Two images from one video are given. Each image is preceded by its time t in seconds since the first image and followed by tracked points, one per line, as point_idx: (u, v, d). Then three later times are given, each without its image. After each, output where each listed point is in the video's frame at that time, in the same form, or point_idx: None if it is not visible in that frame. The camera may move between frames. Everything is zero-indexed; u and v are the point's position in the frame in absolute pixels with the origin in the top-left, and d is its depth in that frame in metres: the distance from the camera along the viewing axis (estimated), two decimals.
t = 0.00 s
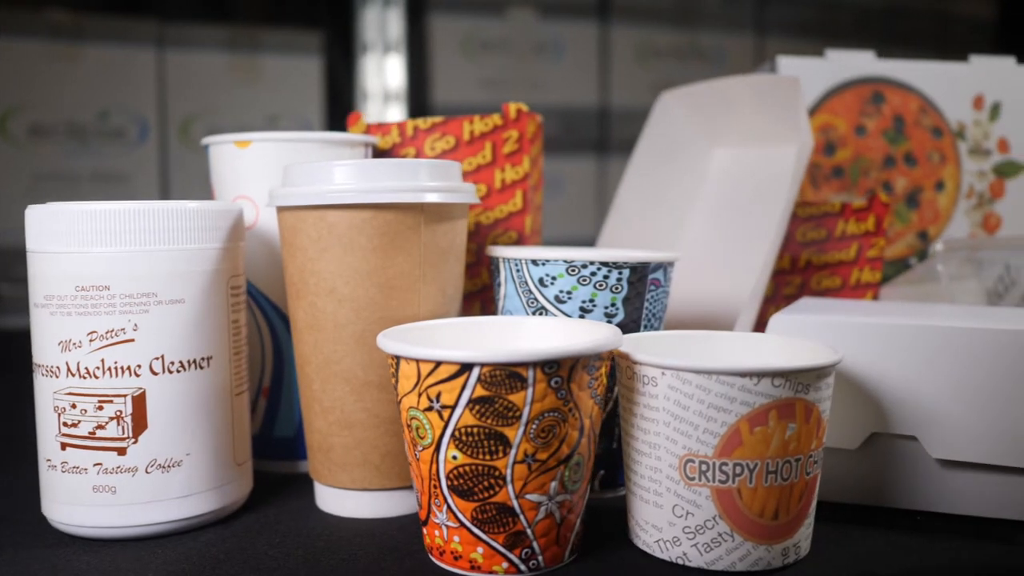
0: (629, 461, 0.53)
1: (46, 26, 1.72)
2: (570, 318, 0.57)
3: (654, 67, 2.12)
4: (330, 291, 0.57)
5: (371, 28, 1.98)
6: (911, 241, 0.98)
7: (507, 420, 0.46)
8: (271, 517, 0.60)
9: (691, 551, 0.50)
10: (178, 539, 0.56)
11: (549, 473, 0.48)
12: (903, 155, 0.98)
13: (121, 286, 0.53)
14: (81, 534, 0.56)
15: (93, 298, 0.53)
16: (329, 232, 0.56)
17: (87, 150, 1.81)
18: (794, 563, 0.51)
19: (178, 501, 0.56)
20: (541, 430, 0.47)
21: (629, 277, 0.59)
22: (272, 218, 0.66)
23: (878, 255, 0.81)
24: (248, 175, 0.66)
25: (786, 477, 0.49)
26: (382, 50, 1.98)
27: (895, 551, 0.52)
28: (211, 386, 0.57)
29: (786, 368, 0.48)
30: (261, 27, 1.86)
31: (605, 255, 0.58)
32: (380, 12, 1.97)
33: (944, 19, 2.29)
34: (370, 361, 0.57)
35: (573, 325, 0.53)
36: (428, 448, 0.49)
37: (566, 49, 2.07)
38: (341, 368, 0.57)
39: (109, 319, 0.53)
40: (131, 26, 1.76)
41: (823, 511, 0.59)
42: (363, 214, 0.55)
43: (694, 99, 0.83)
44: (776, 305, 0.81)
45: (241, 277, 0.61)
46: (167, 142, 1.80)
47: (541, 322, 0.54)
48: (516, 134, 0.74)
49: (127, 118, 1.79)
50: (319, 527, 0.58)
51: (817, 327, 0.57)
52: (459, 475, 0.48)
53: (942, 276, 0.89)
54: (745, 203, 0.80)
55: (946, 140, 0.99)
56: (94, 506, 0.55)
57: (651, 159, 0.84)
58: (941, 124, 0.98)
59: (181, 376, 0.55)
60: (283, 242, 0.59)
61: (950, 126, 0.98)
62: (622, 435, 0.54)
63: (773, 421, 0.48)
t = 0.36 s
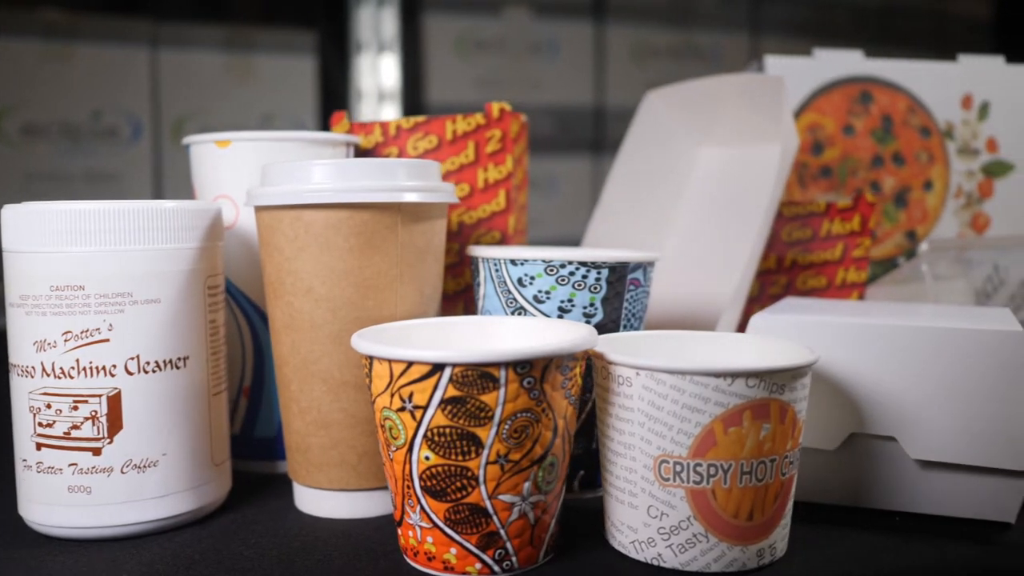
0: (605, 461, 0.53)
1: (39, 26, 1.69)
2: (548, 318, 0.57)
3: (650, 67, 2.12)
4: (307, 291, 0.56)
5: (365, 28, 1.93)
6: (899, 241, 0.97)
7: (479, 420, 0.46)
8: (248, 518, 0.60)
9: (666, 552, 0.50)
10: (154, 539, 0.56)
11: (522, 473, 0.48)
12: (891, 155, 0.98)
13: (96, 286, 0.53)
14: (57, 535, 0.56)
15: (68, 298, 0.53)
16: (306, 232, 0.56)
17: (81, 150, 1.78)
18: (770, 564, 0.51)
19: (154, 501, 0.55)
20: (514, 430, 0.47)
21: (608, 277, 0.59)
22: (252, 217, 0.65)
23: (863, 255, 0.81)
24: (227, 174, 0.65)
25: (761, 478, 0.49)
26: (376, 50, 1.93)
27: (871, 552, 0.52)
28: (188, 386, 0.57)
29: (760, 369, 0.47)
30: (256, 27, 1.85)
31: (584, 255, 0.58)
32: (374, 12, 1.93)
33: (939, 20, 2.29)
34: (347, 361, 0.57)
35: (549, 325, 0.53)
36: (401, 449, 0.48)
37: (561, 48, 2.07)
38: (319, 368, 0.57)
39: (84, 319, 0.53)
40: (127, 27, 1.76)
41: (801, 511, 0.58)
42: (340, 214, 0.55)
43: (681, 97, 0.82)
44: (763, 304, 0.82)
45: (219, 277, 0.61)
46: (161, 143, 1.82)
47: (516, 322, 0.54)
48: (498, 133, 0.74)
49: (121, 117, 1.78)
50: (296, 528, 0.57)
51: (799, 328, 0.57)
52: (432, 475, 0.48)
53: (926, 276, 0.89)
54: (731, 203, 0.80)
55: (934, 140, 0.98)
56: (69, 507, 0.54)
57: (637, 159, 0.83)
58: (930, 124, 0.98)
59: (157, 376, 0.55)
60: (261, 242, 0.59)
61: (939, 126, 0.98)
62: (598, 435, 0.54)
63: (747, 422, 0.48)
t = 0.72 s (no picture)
0: (578, 462, 0.53)
1: (31, 26, 1.70)
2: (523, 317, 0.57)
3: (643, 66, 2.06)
4: (281, 291, 0.56)
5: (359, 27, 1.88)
6: (886, 241, 0.97)
7: (448, 420, 0.46)
8: (223, 518, 0.59)
9: (637, 553, 0.50)
10: (128, 539, 0.56)
11: (492, 474, 0.48)
12: (878, 155, 0.98)
13: (67, 286, 0.53)
14: (30, 535, 0.56)
15: (39, 298, 0.53)
16: (280, 232, 0.56)
17: (72, 150, 1.79)
18: (742, 565, 0.51)
19: (126, 502, 0.55)
20: (483, 431, 0.47)
21: (584, 276, 0.59)
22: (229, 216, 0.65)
23: (847, 254, 0.81)
24: (205, 174, 0.65)
25: (733, 479, 0.49)
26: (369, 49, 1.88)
27: (844, 553, 0.52)
28: (162, 386, 0.57)
29: (731, 369, 0.47)
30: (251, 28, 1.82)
31: (560, 255, 0.58)
32: (368, 11, 1.87)
33: (938, 19, 2.26)
34: (321, 361, 0.57)
35: (522, 325, 0.52)
36: (370, 449, 0.48)
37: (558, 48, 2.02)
38: (293, 368, 0.57)
39: (56, 319, 0.53)
40: (120, 26, 1.74)
41: (777, 513, 0.58)
42: (314, 213, 0.55)
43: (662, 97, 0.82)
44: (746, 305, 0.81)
45: (193, 277, 0.60)
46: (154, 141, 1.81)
47: (490, 321, 0.54)
48: (478, 133, 0.73)
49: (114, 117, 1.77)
50: (270, 528, 0.57)
51: (776, 327, 0.57)
52: (401, 476, 0.47)
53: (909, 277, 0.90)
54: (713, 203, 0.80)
55: (921, 139, 0.98)
56: (42, 507, 0.54)
57: (620, 159, 0.83)
58: (917, 123, 0.98)
59: (130, 376, 0.55)
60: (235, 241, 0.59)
61: (925, 125, 0.98)
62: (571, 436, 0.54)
63: (718, 422, 0.48)
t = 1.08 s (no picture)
0: (548, 462, 0.53)
1: (20, 24, 1.60)
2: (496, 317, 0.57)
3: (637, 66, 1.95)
4: (252, 290, 0.56)
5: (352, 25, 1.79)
6: (872, 240, 0.96)
7: (414, 421, 0.46)
8: (196, 518, 0.59)
9: (606, 554, 0.50)
10: (100, 539, 0.56)
11: (459, 474, 0.47)
12: (863, 154, 0.97)
13: (36, 286, 0.53)
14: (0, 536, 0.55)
15: (8, 298, 0.53)
16: (251, 232, 0.55)
17: (65, 149, 1.70)
18: (712, 566, 0.51)
19: (97, 502, 0.55)
20: (449, 431, 0.46)
21: (558, 276, 0.59)
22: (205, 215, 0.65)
23: (829, 254, 0.80)
24: (180, 172, 0.65)
25: (702, 480, 0.49)
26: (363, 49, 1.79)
27: (816, 555, 0.52)
28: (134, 386, 0.57)
29: (699, 370, 0.47)
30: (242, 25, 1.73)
31: (533, 254, 0.58)
32: (361, 10, 1.77)
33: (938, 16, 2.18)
34: (292, 361, 0.56)
35: (493, 324, 0.52)
36: (337, 450, 0.48)
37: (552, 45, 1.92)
38: (265, 368, 0.57)
39: (25, 318, 0.53)
40: (116, 25, 1.66)
41: (751, 514, 0.58)
42: (285, 213, 0.55)
43: (647, 95, 0.82)
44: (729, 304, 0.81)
45: (166, 276, 0.60)
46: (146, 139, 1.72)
47: (461, 321, 0.54)
48: (458, 132, 0.73)
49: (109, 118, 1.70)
50: (242, 528, 0.57)
51: (752, 327, 0.56)
52: (368, 477, 0.47)
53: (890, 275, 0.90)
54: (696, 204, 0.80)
55: (907, 138, 0.98)
56: (12, 508, 0.54)
57: (603, 156, 0.82)
58: (903, 122, 0.98)
59: (100, 376, 0.55)
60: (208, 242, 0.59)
61: (911, 125, 0.98)
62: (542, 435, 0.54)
63: (686, 423, 0.48)
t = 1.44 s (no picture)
0: (518, 463, 0.52)
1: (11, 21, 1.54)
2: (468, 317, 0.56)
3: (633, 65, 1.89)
4: (223, 290, 0.56)
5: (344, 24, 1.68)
6: (857, 240, 0.96)
7: (379, 421, 0.46)
8: (168, 518, 0.59)
9: (574, 555, 0.49)
10: (71, 539, 0.56)
11: (425, 475, 0.47)
12: (848, 153, 0.97)
13: (4, 285, 0.52)
14: None
15: None
16: (221, 231, 0.55)
17: (56, 148, 1.61)
18: (681, 567, 0.50)
19: (66, 503, 0.55)
20: (415, 432, 0.46)
21: (531, 276, 0.58)
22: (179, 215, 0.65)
23: (811, 253, 0.80)
24: (155, 171, 0.65)
25: (670, 480, 0.48)
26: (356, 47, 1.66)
27: (786, 556, 0.52)
28: (104, 386, 0.57)
29: (665, 370, 0.47)
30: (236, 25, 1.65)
31: (506, 254, 0.58)
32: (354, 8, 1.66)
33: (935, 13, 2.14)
34: (263, 360, 0.56)
35: (462, 323, 0.52)
36: (303, 450, 0.48)
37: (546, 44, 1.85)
38: (236, 368, 0.56)
39: None
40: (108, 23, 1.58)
41: (724, 515, 0.58)
42: (255, 213, 0.55)
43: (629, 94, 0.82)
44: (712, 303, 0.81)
45: (138, 276, 0.60)
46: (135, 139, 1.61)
47: (431, 321, 0.53)
48: (436, 131, 0.73)
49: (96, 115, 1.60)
50: (213, 529, 0.57)
51: (727, 328, 0.56)
52: (333, 477, 0.47)
53: (869, 275, 0.90)
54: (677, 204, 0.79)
55: (892, 137, 0.98)
56: None
57: (584, 156, 0.82)
58: (887, 122, 0.98)
59: (70, 376, 0.55)
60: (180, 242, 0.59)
61: (896, 124, 0.98)
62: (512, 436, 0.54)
63: (654, 423, 0.47)
